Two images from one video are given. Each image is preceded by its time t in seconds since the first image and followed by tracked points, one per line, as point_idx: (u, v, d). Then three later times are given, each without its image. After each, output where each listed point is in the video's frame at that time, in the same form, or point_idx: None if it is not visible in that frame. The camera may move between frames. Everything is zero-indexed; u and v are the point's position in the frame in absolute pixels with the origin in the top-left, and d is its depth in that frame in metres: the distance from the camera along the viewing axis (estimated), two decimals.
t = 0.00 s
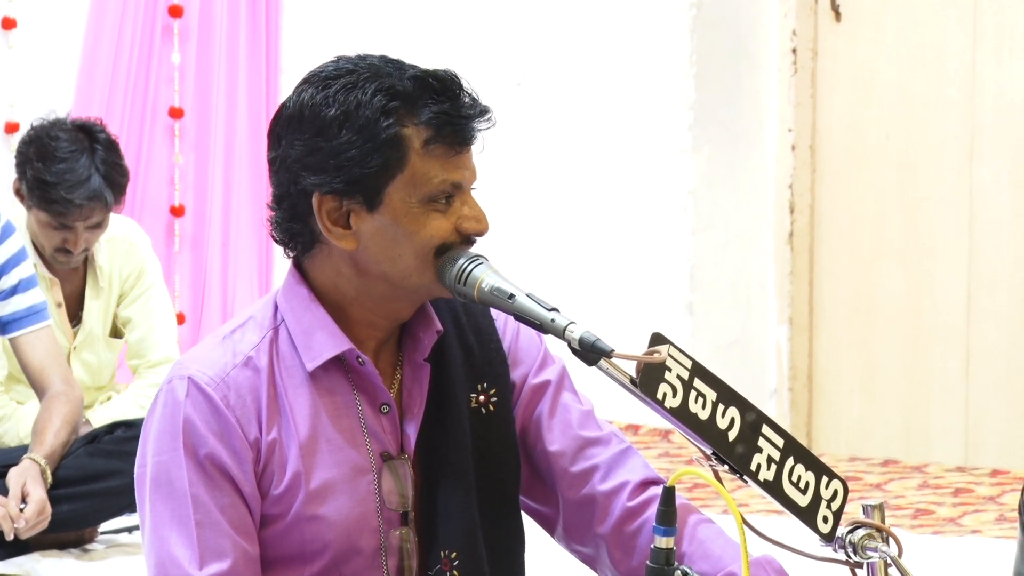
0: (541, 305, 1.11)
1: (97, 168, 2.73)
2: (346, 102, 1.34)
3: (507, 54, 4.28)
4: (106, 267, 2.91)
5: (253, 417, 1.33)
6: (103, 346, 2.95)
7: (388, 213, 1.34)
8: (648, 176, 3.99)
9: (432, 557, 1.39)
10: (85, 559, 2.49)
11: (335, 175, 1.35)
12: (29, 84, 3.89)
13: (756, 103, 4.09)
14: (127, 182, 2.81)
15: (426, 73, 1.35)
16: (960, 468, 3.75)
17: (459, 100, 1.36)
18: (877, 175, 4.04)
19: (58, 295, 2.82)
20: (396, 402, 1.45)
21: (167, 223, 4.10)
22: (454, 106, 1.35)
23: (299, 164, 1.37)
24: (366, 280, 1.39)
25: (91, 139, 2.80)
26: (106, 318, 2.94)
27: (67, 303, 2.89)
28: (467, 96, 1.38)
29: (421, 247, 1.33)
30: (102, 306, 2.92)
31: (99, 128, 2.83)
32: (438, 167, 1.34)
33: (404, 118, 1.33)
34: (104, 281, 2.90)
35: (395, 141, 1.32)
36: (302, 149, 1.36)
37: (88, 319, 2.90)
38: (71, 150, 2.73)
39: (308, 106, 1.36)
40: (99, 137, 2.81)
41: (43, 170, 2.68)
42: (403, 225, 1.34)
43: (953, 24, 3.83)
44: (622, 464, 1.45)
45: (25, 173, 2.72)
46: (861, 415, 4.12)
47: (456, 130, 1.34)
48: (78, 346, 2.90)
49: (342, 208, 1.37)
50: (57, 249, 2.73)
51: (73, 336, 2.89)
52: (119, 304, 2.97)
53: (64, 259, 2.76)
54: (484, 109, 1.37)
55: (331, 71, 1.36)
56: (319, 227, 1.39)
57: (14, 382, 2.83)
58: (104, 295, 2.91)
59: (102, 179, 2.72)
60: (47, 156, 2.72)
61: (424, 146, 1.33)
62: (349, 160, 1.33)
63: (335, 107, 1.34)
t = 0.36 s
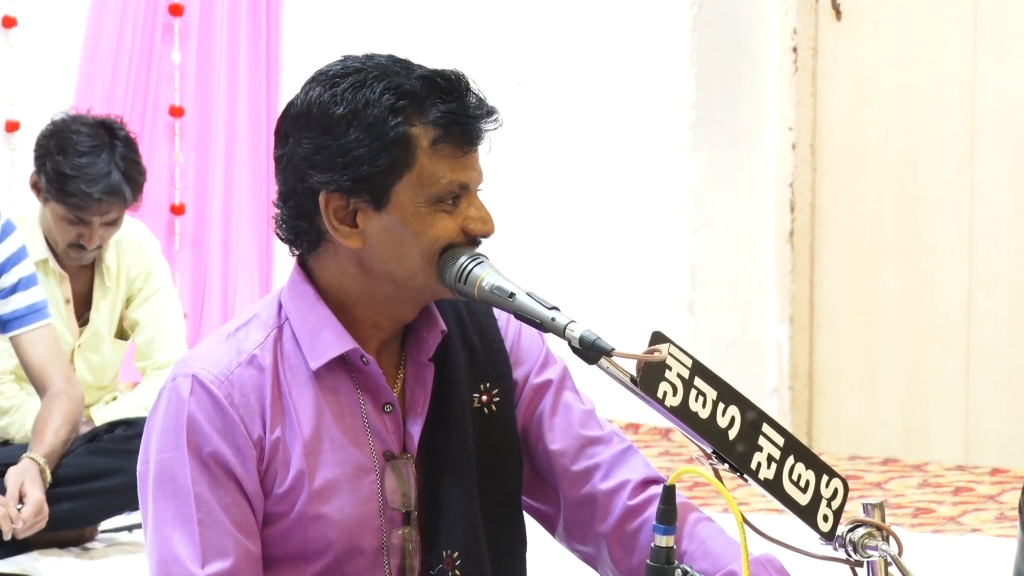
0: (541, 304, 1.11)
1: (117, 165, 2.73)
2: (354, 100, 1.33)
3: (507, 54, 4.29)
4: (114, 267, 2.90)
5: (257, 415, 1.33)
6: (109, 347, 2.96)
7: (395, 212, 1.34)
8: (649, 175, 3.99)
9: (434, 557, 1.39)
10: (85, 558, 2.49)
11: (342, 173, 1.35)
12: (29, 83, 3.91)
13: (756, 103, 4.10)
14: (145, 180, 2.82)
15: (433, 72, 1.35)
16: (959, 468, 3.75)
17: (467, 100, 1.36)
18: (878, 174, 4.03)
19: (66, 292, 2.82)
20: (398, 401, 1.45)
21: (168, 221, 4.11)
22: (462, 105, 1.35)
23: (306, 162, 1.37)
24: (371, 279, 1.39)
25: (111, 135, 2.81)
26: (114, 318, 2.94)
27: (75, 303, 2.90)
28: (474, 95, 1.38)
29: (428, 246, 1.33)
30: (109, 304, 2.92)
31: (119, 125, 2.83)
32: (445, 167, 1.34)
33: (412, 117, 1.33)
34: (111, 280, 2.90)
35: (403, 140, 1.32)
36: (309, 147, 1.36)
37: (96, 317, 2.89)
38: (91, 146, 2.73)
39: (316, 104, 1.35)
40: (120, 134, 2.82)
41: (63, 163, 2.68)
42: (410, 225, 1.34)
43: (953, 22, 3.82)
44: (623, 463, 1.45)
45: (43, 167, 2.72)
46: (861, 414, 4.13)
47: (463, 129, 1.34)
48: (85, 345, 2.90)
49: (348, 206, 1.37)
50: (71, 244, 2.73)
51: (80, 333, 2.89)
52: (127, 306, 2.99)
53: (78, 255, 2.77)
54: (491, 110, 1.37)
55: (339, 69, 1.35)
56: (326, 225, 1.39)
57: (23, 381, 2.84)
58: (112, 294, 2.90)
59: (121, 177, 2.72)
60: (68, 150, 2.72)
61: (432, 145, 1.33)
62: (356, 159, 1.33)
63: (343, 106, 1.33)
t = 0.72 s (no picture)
0: (536, 303, 1.11)
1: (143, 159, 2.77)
2: (350, 97, 1.33)
3: (501, 52, 4.28)
4: (126, 279, 2.90)
5: (254, 413, 1.33)
6: (112, 358, 2.95)
7: (390, 210, 1.34)
8: (645, 173, 3.99)
9: (431, 556, 1.39)
10: (81, 556, 2.49)
11: (338, 169, 1.35)
12: (27, 84, 3.99)
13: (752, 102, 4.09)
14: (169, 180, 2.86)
15: (429, 70, 1.36)
16: (955, 466, 3.76)
17: (463, 98, 1.36)
18: (874, 172, 4.03)
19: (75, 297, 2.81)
20: (395, 400, 1.45)
21: (164, 220, 4.13)
22: (457, 103, 1.35)
23: (302, 159, 1.37)
24: (366, 276, 1.39)
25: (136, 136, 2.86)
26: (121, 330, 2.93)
27: (85, 308, 2.88)
28: (470, 94, 1.38)
29: (424, 244, 1.33)
30: (119, 315, 2.90)
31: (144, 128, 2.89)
32: (441, 165, 1.34)
33: (408, 114, 1.33)
34: (123, 292, 2.89)
35: (399, 137, 1.32)
36: (305, 144, 1.36)
37: (102, 328, 2.88)
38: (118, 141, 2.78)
39: (312, 101, 1.35)
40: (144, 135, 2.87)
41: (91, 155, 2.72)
42: (406, 223, 1.34)
43: (948, 21, 3.83)
44: (620, 462, 1.45)
45: (66, 165, 2.74)
46: (857, 412, 4.13)
47: (460, 127, 1.34)
48: (90, 353, 2.88)
49: (344, 203, 1.37)
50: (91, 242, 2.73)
51: (86, 338, 2.87)
52: (137, 320, 2.97)
53: (97, 256, 2.76)
54: (487, 108, 1.37)
55: (336, 67, 1.36)
56: (321, 222, 1.39)
57: (19, 390, 2.83)
58: (123, 305, 2.89)
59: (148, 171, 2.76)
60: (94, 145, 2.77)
61: (428, 142, 1.33)
62: (352, 155, 1.33)
63: (339, 103, 1.33)
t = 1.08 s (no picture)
0: (535, 304, 1.11)
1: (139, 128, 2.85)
2: (349, 95, 1.34)
3: (500, 52, 4.28)
4: (130, 273, 2.89)
5: (252, 413, 1.33)
6: (116, 355, 2.93)
7: (388, 210, 1.34)
8: (644, 173, 3.99)
9: (430, 555, 1.38)
10: (81, 556, 2.49)
11: (335, 167, 1.35)
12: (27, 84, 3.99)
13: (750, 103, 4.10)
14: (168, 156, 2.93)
15: (430, 71, 1.36)
16: (955, 466, 3.75)
17: (463, 98, 1.36)
18: (872, 172, 4.03)
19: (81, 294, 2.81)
20: (394, 399, 1.45)
21: (162, 220, 4.13)
22: (457, 103, 1.35)
23: (300, 157, 1.37)
24: (363, 276, 1.39)
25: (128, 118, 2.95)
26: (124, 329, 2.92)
27: (88, 307, 2.88)
28: (471, 95, 1.38)
29: (420, 245, 1.33)
30: (123, 312, 2.90)
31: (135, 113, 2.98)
32: (439, 165, 1.34)
33: (407, 114, 1.33)
34: (127, 288, 2.89)
35: (397, 136, 1.32)
36: (303, 142, 1.36)
37: (105, 325, 2.87)
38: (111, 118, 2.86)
39: (312, 99, 1.35)
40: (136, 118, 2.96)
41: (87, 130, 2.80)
42: (403, 222, 1.34)
43: (945, 20, 3.84)
44: (620, 463, 1.45)
45: (68, 150, 2.82)
46: (856, 412, 4.13)
47: (459, 128, 1.34)
48: (93, 350, 2.86)
49: (342, 201, 1.37)
50: (99, 222, 2.75)
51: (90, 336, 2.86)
52: (139, 319, 2.97)
53: (107, 238, 2.77)
54: (487, 110, 1.37)
55: (337, 65, 1.36)
56: (319, 220, 1.39)
57: (18, 393, 2.83)
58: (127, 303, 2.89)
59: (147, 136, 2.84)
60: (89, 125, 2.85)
61: (427, 142, 1.33)
62: (349, 153, 1.33)
63: (338, 100, 1.34)
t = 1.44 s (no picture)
0: (534, 303, 1.11)
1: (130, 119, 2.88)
2: (332, 90, 1.34)
3: (499, 51, 4.28)
4: (125, 269, 2.89)
5: (249, 411, 1.33)
6: (113, 353, 2.93)
7: (373, 203, 1.34)
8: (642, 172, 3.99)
9: (428, 553, 1.38)
10: (79, 556, 2.49)
11: (320, 161, 1.36)
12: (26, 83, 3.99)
13: (748, 101, 4.10)
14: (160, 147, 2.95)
15: (414, 64, 1.36)
16: (952, 466, 3.75)
17: (450, 92, 1.36)
18: (870, 171, 4.03)
19: (75, 293, 2.81)
20: (391, 397, 1.45)
21: (161, 220, 4.10)
22: (442, 96, 1.34)
23: (287, 153, 1.38)
24: (354, 272, 1.39)
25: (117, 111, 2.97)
26: (121, 327, 2.92)
27: (84, 305, 2.88)
28: (458, 90, 1.38)
29: (407, 238, 1.33)
30: (120, 310, 2.90)
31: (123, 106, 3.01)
32: (424, 158, 1.33)
33: (390, 107, 1.33)
34: (123, 287, 2.89)
35: (379, 128, 1.32)
36: (289, 137, 1.37)
37: (102, 323, 2.87)
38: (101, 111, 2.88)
39: (296, 95, 1.37)
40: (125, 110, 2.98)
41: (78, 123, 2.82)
42: (388, 214, 1.34)
43: (942, 19, 3.84)
44: (619, 462, 1.45)
45: (59, 145, 2.84)
46: (854, 411, 4.13)
47: (442, 120, 1.34)
48: (90, 348, 2.86)
49: (328, 196, 1.38)
50: (96, 213, 2.75)
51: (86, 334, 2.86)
52: (136, 318, 2.97)
53: (104, 230, 2.76)
54: (474, 103, 1.37)
55: (322, 61, 1.37)
56: (307, 216, 1.40)
57: (16, 392, 2.83)
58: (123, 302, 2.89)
59: (138, 126, 2.86)
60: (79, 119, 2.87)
61: (410, 134, 1.33)
62: (333, 147, 1.34)
63: (321, 94, 1.34)
